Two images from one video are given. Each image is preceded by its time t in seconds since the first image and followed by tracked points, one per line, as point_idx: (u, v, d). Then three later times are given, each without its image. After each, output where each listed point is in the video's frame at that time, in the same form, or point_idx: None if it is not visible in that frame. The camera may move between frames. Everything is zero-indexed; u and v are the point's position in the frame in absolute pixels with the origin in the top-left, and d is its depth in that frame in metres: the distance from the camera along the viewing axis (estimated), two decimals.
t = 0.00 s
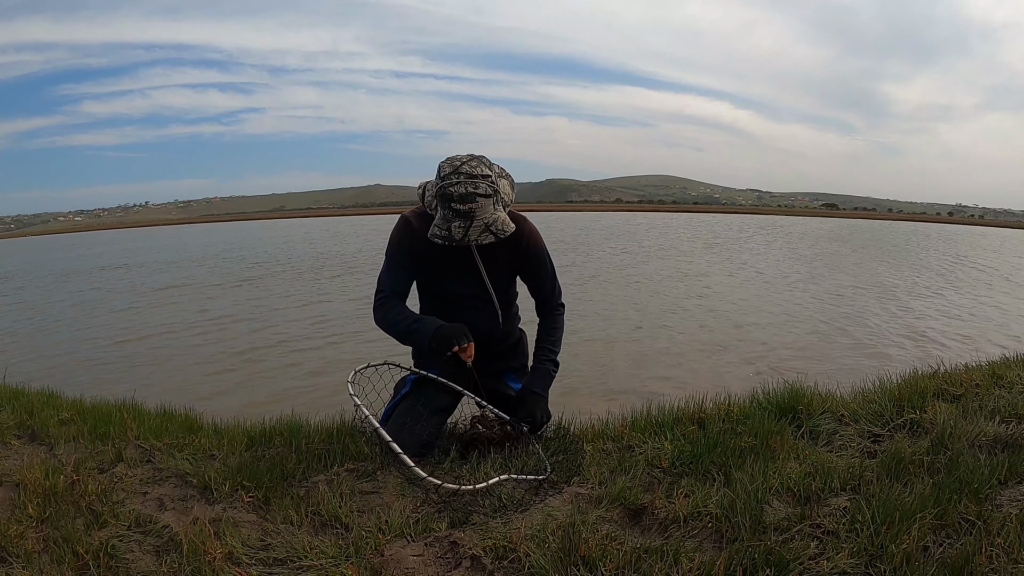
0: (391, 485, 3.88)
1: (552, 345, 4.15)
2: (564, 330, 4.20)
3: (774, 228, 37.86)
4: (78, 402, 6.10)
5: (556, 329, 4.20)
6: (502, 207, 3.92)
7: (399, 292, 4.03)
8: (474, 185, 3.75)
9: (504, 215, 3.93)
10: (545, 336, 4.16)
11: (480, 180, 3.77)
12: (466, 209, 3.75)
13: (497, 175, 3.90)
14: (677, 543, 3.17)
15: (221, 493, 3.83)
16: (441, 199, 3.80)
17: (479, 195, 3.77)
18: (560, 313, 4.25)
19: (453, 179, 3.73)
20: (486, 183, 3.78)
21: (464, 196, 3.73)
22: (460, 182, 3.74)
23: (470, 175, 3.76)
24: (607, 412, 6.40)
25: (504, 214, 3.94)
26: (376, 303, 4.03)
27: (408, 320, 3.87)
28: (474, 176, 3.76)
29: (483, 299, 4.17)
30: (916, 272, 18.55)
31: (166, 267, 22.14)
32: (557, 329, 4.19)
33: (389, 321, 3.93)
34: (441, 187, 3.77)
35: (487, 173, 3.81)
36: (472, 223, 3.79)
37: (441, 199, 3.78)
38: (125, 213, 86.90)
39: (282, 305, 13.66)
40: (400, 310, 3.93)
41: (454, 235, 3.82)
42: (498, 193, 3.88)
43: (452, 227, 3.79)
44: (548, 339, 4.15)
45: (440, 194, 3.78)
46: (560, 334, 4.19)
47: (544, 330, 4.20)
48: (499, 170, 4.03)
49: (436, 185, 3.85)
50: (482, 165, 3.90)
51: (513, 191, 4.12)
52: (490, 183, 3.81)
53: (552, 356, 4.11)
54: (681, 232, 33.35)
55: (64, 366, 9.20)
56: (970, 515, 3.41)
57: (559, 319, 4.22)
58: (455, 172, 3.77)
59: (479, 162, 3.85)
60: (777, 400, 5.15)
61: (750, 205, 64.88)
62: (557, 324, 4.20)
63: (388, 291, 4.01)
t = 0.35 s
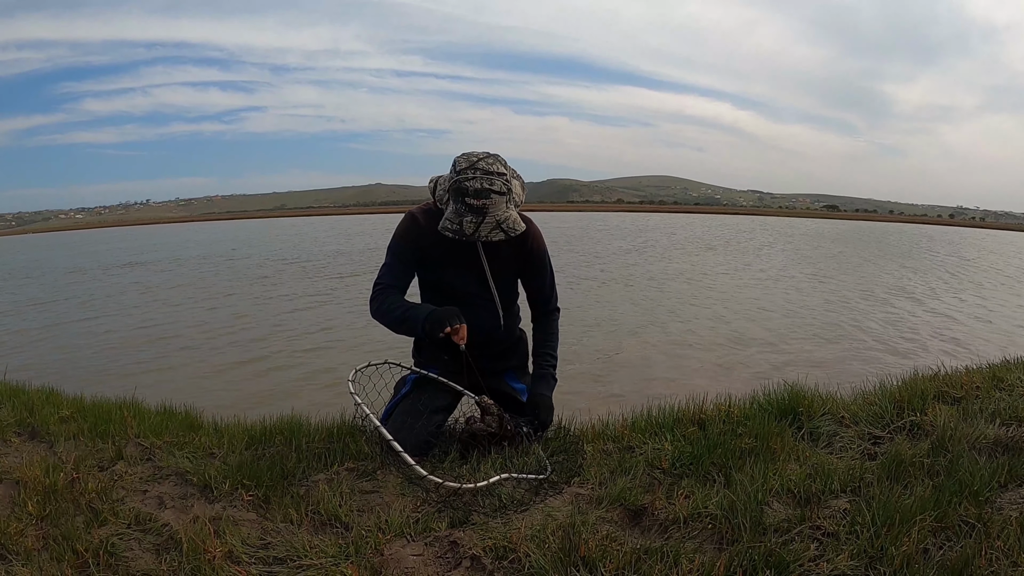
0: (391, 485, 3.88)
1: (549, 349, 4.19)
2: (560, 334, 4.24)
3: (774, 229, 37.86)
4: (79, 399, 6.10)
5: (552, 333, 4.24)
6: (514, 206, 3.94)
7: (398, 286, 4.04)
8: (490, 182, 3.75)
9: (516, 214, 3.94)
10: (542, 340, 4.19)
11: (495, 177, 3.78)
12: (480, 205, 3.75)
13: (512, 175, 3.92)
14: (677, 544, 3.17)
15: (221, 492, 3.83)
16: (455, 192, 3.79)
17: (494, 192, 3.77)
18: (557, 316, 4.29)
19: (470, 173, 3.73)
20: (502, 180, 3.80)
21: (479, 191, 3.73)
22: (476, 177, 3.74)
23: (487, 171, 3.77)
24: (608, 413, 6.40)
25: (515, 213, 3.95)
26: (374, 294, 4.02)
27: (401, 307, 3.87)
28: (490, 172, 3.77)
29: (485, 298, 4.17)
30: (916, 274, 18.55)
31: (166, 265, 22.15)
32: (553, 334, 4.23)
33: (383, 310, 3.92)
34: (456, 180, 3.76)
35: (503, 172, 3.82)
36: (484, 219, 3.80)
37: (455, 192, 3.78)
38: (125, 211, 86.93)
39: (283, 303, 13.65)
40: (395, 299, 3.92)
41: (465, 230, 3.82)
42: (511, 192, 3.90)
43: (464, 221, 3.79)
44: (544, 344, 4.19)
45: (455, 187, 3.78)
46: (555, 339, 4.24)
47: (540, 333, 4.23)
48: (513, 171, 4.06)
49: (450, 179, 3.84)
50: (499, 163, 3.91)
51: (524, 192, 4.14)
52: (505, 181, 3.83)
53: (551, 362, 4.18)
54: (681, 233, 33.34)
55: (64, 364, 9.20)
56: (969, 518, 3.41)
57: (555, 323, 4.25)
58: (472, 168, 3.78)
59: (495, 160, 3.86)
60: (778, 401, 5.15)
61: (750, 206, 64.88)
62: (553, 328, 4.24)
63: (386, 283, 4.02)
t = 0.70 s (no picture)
0: (391, 486, 3.89)
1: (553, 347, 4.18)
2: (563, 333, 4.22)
3: (774, 230, 37.88)
4: (79, 399, 6.10)
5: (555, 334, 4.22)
6: (517, 206, 3.96)
7: (396, 287, 4.07)
8: (495, 181, 3.78)
9: (520, 213, 3.96)
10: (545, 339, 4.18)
11: (500, 176, 3.81)
12: (485, 204, 3.77)
13: (516, 175, 3.95)
14: (677, 545, 3.17)
15: (222, 492, 3.83)
16: (459, 193, 3.81)
17: (499, 191, 3.79)
18: (559, 317, 4.28)
19: (475, 173, 3.75)
20: (506, 180, 3.82)
21: (484, 191, 3.75)
22: (480, 176, 3.76)
23: (491, 171, 3.80)
24: (608, 415, 6.41)
25: (519, 213, 3.98)
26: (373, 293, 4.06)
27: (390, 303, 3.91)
28: (494, 172, 3.80)
29: (486, 300, 4.17)
30: (916, 276, 18.56)
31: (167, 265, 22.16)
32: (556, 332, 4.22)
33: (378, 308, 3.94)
34: (461, 181, 3.78)
35: (507, 171, 3.85)
36: (489, 218, 3.81)
37: (459, 192, 3.79)
38: (125, 211, 86.77)
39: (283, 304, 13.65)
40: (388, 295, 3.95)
41: (470, 229, 3.83)
42: (515, 191, 3.93)
43: (469, 221, 3.80)
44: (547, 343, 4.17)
45: (459, 187, 3.80)
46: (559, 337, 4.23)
47: (542, 333, 4.22)
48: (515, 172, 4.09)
49: (454, 179, 3.86)
50: (502, 163, 3.93)
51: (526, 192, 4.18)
52: (509, 181, 3.85)
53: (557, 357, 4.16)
54: (681, 235, 33.34)
55: (65, 363, 9.21)
56: (969, 520, 3.41)
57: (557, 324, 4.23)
58: (476, 168, 3.80)
59: (499, 160, 3.88)
60: (778, 403, 5.15)
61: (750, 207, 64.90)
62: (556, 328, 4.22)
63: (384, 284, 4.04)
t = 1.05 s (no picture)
0: (392, 487, 3.89)
1: (557, 353, 4.10)
2: (567, 335, 4.14)
3: (775, 231, 37.87)
4: (80, 400, 6.12)
5: (559, 335, 4.15)
6: (515, 207, 3.97)
7: (396, 296, 4.16)
8: (492, 182, 3.80)
9: (519, 214, 3.96)
10: (547, 344, 4.12)
11: (496, 178, 3.83)
12: (483, 206, 3.78)
13: (512, 176, 3.96)
14: (677, 547, 3.17)
15: (223, 493, 3.83)
16: (457, 195, 3.83)
17: (496, 192, 3.81)
18: (560, 317, 4.20)
19: (471, 175, 3.78)
20: (502, 181, 3.84)
21: (482, 192, 3.76)
22: (477, 178, 3.79)
23: (487, 173, 3.82)
24: (608, 416, 6.41)
25: (518, 214, 3.97)
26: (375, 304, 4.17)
27: (388, 327, 4.06)
28: (491, 173, 3.83)
29: (485, 302, 4.16)
30: (917, 277, 18.56)
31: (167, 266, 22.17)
32: (560, 337, 4.14)
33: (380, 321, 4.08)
34: (458, 183, 3.81)
35: (503, 172, 3.87)
36: (487, 219, 3.82)
37: (457, 194, 3.81)
38: (126, 212, 86.78)
39: (283, 305, 13.66)
40: (388, 313, 4.08)
41: (469, 231, 3.84)
42: (513, 192, 3.94)
43: (468, 223, 3.82)
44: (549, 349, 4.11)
45: (457, 190, 3.82)
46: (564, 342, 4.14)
47: (544, 335, 4.17)
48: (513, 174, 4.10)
49: (452, 183, 3.89)
50: (499, 165, 3.96)
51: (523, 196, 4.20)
52: (506, 182, 3.87)
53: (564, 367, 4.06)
54: (681, 236, 33.34)
55: (66, 364, 9.22)
56: (969, 521, 3.41)
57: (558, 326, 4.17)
58: (473, 170, 3.83)
59: (495, 161, 3.91)
60: (779, 404, 5.15)
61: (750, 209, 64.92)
62: (558, 329, 4.16)
63: (385, 294, 4.15)
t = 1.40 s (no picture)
0: (387, 488, 3.89)
1: (549, 349, 4.07)
2: (559, 331, 4.12)
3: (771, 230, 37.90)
4: (75, 404, 6.10)
5: (552, 332, 4.14)
6: (499, 203, 3.97)
7: (392, 299, 4.18)
8: (474, 178, 3.81)
9: (503, 211, 3.95)
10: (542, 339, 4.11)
11: (479, 173, 3.84)
12: (465, 201, 3.78)
13: (497, 173, 3.96)
14: (673, 546, 3.18)
15: (218, 495, 3.83)
16: (441, 191, 3.85)
17: (479, 187, 3.81)
18: (554, 314, 4.20)
19: (453, 170, 3.80)
20: (485, 176, 3.85)
21: (465, 187, 3.78)
22: (459, 173, 3.81)
23: (471, 168, 3.84)
24: (604, 415, 6.42)
25: (503, 210, 3.96)
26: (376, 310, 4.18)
27: (389, 333, 4.04)
28: (474, 169, 3.84)
29: (479, 299, 4.16)
30: (913, 275, 18.60)
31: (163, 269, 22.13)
32: (553, 332, 4.12)
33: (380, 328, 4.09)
34: (441, 179, 3.84)
35: (487, 168, 3.88)
36: (470, 215, 3.82)
37: (441, 190, 3.83)
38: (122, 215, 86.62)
39: (279, 307, 13.65)
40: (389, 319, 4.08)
41: (452, 227, 3.85)
42: (497, 188, 3.94)
43: (451, 218, 3.83)
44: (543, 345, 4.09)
45: (441, 186, 3.84)
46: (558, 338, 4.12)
47: (538, 333, 4.17)
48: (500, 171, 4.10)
49: (437, 179, 3.92)
50: (484, 161, 3.97)
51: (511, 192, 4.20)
52: (490, 177, 3.87)
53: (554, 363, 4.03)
54: (678, 235, 33.36)
55: (61, 368, 9.19)
56: (965, 517, 3.42)
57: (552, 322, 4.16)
58: (456, 166, 3.85)
59: (480, 158, 3.92)
60: (774, 402, 5.16)
61: (747, 207, 65.02)
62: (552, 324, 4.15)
63: (383, 299, 4.17)
